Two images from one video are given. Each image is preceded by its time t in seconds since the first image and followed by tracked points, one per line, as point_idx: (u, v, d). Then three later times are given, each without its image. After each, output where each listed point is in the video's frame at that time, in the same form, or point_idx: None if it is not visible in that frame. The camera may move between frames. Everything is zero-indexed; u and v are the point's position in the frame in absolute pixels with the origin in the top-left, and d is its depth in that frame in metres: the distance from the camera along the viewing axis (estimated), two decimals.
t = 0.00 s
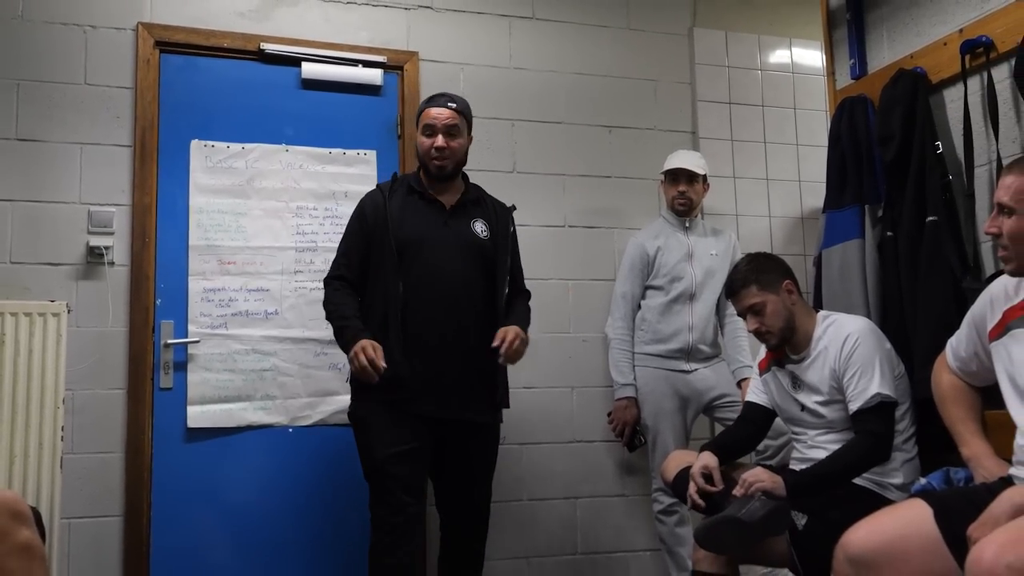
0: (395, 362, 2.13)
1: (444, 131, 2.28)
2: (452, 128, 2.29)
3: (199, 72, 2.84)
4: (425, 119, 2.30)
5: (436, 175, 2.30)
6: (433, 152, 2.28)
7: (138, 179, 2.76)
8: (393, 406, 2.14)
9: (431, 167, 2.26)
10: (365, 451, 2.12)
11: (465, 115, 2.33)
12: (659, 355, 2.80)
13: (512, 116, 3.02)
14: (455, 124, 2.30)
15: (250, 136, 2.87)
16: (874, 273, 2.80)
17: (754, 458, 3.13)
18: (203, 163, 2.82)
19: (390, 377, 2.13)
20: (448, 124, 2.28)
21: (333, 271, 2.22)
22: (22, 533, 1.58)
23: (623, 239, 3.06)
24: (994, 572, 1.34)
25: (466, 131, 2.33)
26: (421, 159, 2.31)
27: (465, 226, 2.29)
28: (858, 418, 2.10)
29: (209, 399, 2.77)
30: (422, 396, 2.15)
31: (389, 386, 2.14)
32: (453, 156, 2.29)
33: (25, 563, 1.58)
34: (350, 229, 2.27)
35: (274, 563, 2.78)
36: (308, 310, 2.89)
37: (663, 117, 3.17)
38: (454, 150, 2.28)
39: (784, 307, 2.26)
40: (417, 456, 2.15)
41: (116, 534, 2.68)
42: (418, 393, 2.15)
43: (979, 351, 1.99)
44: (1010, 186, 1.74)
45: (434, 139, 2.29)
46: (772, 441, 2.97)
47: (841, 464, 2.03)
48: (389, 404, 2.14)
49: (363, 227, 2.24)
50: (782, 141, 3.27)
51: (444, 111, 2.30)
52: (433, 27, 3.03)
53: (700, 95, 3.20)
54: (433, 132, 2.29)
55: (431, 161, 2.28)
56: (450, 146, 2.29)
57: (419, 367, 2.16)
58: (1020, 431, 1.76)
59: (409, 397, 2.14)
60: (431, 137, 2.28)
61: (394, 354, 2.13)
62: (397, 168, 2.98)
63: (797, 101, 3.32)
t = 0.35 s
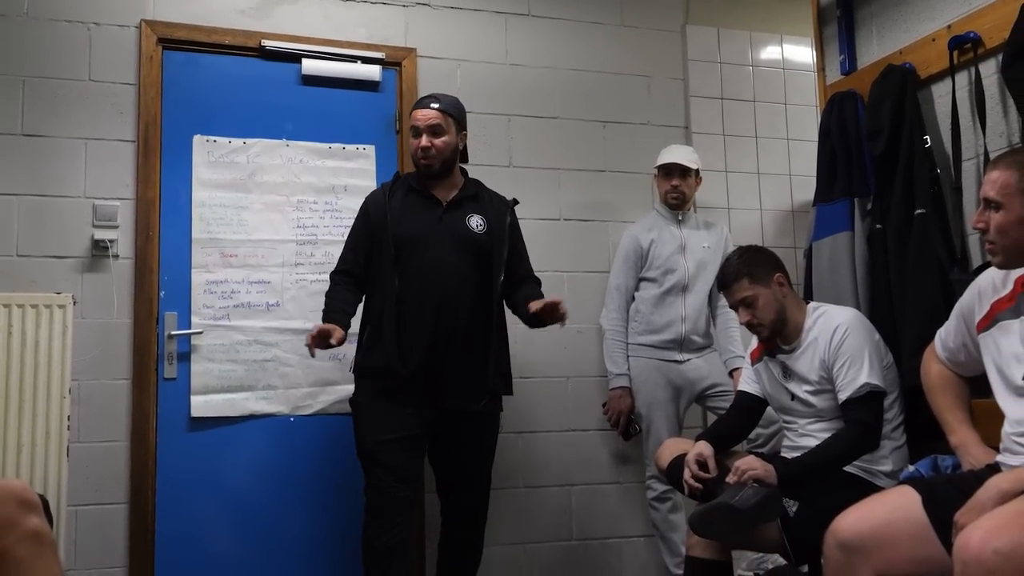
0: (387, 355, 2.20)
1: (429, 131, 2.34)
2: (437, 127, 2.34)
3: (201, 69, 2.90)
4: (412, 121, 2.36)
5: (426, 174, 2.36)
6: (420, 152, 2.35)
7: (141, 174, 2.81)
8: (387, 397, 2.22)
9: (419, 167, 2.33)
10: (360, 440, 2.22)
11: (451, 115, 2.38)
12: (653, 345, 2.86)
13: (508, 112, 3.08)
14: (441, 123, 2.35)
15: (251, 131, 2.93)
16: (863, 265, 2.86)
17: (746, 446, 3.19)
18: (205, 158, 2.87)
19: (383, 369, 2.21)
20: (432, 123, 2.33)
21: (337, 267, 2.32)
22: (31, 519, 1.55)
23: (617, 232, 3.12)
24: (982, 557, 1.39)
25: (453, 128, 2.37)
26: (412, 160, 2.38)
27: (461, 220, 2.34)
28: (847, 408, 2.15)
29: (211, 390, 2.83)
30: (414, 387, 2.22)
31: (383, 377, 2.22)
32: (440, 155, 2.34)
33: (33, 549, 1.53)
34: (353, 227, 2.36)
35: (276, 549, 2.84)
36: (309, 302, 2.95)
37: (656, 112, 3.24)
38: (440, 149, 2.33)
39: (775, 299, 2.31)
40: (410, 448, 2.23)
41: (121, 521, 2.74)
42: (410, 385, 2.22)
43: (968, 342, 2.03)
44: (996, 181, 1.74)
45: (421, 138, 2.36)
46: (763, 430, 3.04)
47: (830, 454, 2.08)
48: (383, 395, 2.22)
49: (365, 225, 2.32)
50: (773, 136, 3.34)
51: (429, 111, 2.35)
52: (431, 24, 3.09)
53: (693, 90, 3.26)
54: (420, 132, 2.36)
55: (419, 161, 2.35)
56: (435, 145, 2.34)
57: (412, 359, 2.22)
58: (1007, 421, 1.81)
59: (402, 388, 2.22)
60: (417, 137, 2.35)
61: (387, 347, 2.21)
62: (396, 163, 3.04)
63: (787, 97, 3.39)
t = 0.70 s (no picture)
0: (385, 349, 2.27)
1: (424, 128, 2.41)
2: (431, 124, 2.40)
3: (209, 68, 2.96)
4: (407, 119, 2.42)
5: (422, 171, 2.42)
6: (417, 149, 2.41)
7: (152, 172, 2.88)
8: (386, 390, 2.29)
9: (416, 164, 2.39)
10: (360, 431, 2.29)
11: (445, 112, 2.44)
12: (653, 338, 2.92)
13: (510, 110, 3.14)
14: (435, 120, 2.41)
15: (259, 130, 2.99)
16: (859, 259, 2.91)
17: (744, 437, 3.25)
18: (214, 155, 2.94)
19: (381, 364, 2.28)
20: (427, 121, 2.40)
21: (336, 265, 2.40)
22: (44, 508, 1.54)
23: (617, 227, 3.18)
24: (976, 545, 1.42)
25: (447, 124, 2.43)
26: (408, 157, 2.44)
27: (456, 215, 2.40)
28: (843, 397, 2.21)
29: (221, 382, 2.89)
30: (412, 380, 2.29)
31: (382, 371, 2.29)
32: (436, 151, 2.41)
33: (46, 539, 1.52)
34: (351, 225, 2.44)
35: (284, 539, 2.91)
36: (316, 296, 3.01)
37: (655, 110, 3.30)
38: (436, 146, 2.40)
39: (773, 292, 2.36)
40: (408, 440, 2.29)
41: (133, 510, 2.81)
42: (407, 378, 2.29)
43: (962, 334, 2.07)
44: (989, 176, 1.77)
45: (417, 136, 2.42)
46: (761, 421, 3.10)
47: (823, 443, 2.14)
48: (381, 389, 2.29)
49: (361, 222, 2.39)
50: (770, 132, 3.40)
51: (424, 109, 2.40)
52: (434, 24, 3.14)
53: (691, 88, 3.32)
54: (415, 130, 2.41)
55: (416, 158, 2.40)
56: (431, 142, 2.40)
57: (409, 353, 2.28)
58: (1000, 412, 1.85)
59: (400, 382, 2.28)
60: (413, 134, 2.41)
61: (385, 342, 2.27)
62: (400, 160, 3.10)
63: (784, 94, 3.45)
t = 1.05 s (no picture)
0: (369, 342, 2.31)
1: (391, 120, 2.45)
2: (397, 115, 2.44)
3: (216, 69, 3.01)
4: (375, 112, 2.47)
5: (395, 162, 2.46)
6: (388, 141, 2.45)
7: (160, 170, 2.93)
8: (375, 383, 2.32)
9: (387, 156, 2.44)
10: (354, 428, 2.32)
11: (412, 101, 2.48)
12: (652, 333, 2.97)
13: (512, 109, 3.19)
14: (402, 111, 2.45)
15: (266, 129, 3.05)
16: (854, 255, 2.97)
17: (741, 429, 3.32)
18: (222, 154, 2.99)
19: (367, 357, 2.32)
20: (393, 112, 2.44)
21: (322, 266, 2.45)
22: (55, 500, 1.48)
23: (617, 224, 3.24)
24: (969, 534, 1.48)
25: (415, 114, 2.47)
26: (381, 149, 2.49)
27: (435, 202, 2.44)
28: (838, 389, 2.27)
29: (229, 377, 2.95)
30: (400, 370, 2.32)
31: (369, 363, 2.33)
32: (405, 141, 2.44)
33: (57, 531, 1.46)
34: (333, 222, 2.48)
35: (291, 530, 2.97)
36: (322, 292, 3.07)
37: (655, 109, 3.35)
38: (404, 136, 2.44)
39: (767, 288, 2.42)
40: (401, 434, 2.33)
41: (144, 502, 2.86)
42: (394, 369, 2.32)
43: (954, 328, 2.13)
44: (981, 173, 1.83)
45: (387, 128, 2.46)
46: (758, 414, 3.17)
47: (818, 433, 2.20)
48: (370, 381, 2.33)
49: (343, 218, 2.44)
50: (767, 130, 3.46)
51: (390, 101, 2.45)
52: (437, 25, 3.20)
53: (690, 87, 3.38)
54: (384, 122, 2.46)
55: (388, 150, 2.45)
56: (400, 132, 2.44)
57: (395, 344, 2.32)
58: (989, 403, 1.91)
59: (388, 373, 2.32)
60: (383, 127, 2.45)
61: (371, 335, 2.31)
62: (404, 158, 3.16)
63: (781, 93, 3.51)
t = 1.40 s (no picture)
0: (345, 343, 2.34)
1: (360, 124, 2.40)
2: (364, 119, 2.39)
3: (213, 69, 3.01)
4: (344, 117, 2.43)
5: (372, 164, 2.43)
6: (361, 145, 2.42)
7: (157, 169, 2.93)
8: (355, 383, 2.34)
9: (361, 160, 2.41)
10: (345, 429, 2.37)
11: (377, 100, 2.41)
12: (649, 333, 2.98)
13: (509, 109, 3.20)
14: (367, 113, 2.39)
15: (263, 129, 3.05)
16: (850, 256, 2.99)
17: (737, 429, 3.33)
18: (219, 153, 2.99)
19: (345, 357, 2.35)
20: (360, 116, 2.39)
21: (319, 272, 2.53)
22: (50, 501, 1.41)
23: (613, 224, 3.25)
24: (963, 535, 1.48)
25: (384, 113, 2.40)
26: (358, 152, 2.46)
27: (412, 196, 2.39)
28: (834, 389, 2.28)
29: (226, 377, 2.95)
30: (378, 369, 2.32)
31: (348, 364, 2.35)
32: (375, 144, 2.39)
33: (52, 531, 1.38)
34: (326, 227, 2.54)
35: (287, 530, 2.97)
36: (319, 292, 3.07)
37: (652, 109, 3.36)
38: (373, 139, 2.38)
39: (763, 288, 2.42)
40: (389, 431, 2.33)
41: (140, 502, 2.86)
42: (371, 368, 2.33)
43: (949, 327, 2.14)
44: (977, 174, 1.84)
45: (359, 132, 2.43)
46: (754, 414, 3.17)
47: (814, 432, 2.21)
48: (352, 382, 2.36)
49: (332, 222, 2.49)
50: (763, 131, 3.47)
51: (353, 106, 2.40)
52: (434, 25, 3.20)
53: (687, 88, 3.39)
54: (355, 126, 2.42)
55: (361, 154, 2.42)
56: (368, 137, 2.39)
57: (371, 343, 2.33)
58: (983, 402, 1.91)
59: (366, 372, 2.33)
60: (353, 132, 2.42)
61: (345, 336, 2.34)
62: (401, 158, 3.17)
63: (777, 94, 3.52)
